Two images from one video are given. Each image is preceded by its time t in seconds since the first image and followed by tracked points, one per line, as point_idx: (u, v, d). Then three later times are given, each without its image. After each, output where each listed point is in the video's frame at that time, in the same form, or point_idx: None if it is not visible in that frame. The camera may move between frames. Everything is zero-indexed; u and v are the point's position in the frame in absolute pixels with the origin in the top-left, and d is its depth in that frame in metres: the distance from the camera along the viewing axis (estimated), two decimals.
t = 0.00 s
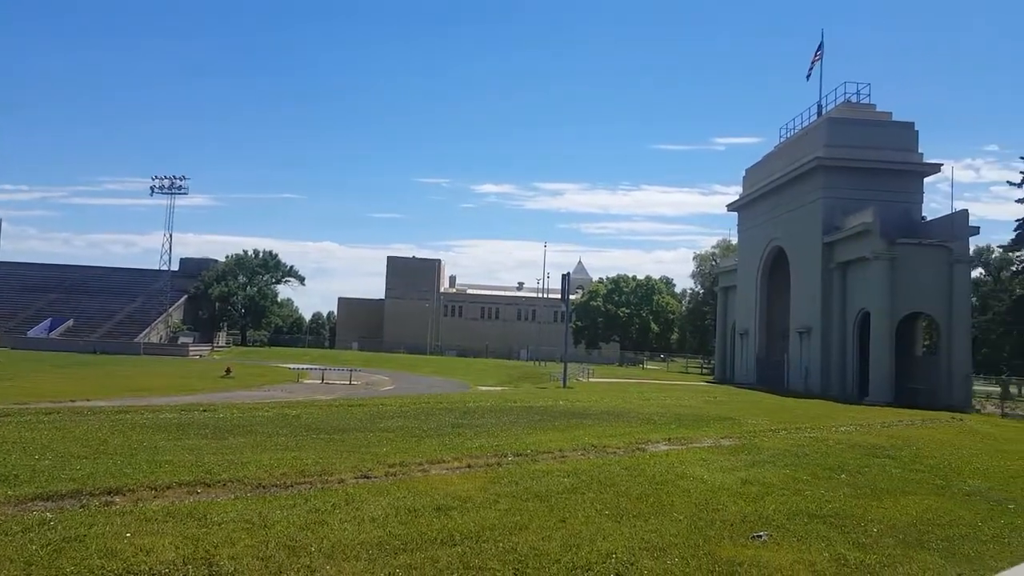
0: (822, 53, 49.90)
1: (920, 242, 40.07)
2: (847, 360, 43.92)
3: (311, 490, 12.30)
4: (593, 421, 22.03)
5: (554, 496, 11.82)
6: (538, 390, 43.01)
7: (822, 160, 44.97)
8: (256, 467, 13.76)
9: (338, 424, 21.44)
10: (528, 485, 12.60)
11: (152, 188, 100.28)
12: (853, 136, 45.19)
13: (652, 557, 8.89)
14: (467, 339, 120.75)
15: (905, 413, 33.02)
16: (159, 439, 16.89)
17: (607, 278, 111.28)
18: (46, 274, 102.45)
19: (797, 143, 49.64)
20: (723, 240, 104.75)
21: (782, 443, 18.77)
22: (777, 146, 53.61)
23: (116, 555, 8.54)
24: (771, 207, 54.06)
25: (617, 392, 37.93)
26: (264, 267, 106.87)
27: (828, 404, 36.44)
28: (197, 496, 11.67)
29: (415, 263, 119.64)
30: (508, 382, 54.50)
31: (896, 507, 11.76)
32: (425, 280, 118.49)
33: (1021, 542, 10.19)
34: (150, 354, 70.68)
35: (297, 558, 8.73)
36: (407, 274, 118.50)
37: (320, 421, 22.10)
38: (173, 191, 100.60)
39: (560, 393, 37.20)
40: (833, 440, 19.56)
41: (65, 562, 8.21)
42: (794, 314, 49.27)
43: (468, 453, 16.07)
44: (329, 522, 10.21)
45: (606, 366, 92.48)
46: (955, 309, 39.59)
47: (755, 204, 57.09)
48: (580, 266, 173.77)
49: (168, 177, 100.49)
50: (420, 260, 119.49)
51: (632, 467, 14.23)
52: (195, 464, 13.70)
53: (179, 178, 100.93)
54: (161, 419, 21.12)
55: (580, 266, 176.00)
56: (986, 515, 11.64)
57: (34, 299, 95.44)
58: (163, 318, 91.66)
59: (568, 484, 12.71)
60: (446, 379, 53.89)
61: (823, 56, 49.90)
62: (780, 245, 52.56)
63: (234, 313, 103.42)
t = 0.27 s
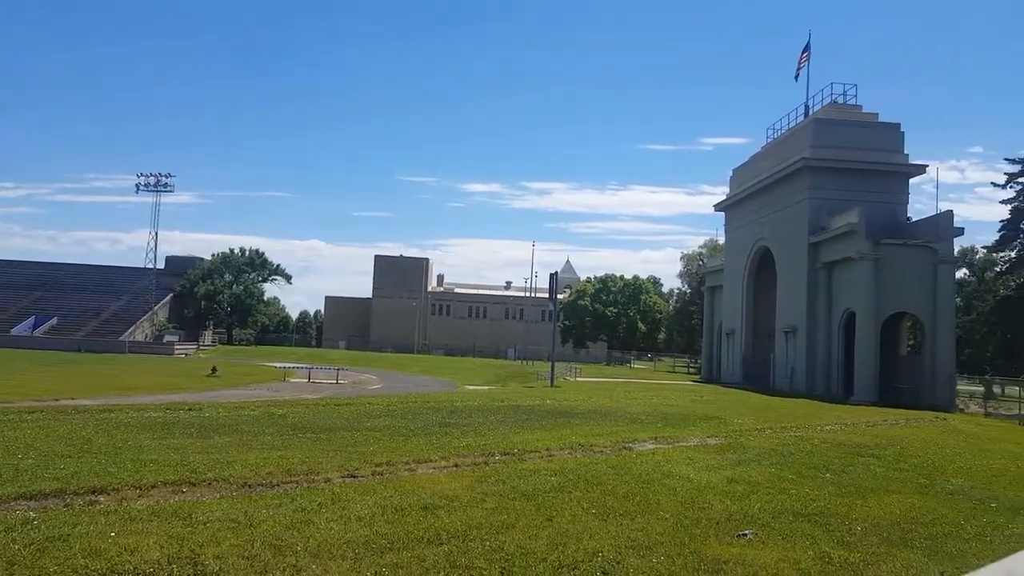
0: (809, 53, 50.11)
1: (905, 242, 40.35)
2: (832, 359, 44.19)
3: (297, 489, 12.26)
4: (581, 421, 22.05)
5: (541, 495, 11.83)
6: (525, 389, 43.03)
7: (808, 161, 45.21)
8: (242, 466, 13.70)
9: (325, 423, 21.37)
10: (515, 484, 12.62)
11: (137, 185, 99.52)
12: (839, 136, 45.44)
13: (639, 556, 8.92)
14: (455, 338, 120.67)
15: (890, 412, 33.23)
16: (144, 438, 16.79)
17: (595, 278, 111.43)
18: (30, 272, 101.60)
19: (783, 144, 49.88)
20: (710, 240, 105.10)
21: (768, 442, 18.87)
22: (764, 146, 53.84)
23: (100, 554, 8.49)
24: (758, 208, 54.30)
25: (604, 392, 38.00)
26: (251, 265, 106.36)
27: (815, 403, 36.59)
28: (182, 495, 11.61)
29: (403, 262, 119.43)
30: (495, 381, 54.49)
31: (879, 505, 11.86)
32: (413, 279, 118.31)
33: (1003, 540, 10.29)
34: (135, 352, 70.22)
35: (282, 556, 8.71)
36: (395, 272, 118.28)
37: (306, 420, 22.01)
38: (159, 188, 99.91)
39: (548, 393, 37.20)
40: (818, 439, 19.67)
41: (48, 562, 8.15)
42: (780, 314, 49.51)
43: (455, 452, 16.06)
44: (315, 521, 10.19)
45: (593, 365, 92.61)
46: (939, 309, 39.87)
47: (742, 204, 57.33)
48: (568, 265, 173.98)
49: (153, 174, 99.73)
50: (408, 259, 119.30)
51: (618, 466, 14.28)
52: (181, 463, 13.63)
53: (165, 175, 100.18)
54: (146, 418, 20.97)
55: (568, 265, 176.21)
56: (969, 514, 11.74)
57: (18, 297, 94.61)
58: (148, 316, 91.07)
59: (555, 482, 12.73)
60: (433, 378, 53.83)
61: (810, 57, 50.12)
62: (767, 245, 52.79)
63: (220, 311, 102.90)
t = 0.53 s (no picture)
0: (797, 53, 50.30)
1: (891, 242, 40.60)
2: (819, 358, 44.43)
3: (285, 489, 12.22)
4: (569, 419, 22.09)
5: (530, 493, 11.84)
6: (514, 388, 43.06)
7: (796, 161, 45.40)
8: (230, 466, 13.64)
9: (314, 422, 21.33)
10: (504, 483, 12.62)
11: (123, 183, 98.98)
12: (827, 136, 45.65)
13: (626, 554, 8.94)
14: (444, 337, 120.58)
15: (876, 410, 33.43)
16: (131, 438, 16.70)
17: (584, 277, 111.56)
18: (15, 270, 100.86)
19: (771, 144, 50.07)
20: (699, 239, 105.39)
21: (755, 440, 18.95)
22: (752, 146, 54.00)
23: (86, 554, 8.44)
24: (746, 207, 54.49)
25: (593, 390, 38.07)
26: (238, 264, 105.92)
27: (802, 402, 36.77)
28: (168, 494, 11.56)
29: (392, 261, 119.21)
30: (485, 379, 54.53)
31: (866, 503, 11.93)
32: (401, 277, 118.14)
33: (987, 538, 10.38)
34: (122, 351, 69.81)
35: (270, 556, 8.69)
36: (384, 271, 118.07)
37: (295, 419, 21.96)
38: (145, 187, 99.31)
39: (536, 392, 37.26)
40: (804, 437, 19.79)
41: (33, 562, 8.10)
42: (768, 313, 49.73)
43: (444, 451, 16.05)
44: (303, 521, 10.17)
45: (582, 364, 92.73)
46: (925, 309, 40.15)
47: (730, 203, 57.51)
48: (558, 265, 174.08)
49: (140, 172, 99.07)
50: (397, 258, 119.11)
51: (606, 464, 14.31)
52: (167, 463, 13.57)
53: (151, 173, 99.55)
54: (132, 417, 20.86)
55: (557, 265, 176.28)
56: (954, 511, 11.84)
57: (3, 296, 93.91)
58: (135, 315, 90.58)
59: (543, 481, 12.75)
60: (422, 377, 53.80)
61: (797, 57, 50.32)
62: (755, 244, 53.00)
63: (207, 310, 102.45)
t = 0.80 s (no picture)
0: (784, 53, 50.53)
1: (877, 241, 40.83)
2: (806, 356, 44.66)
3: (272, 488, 12.16)
4: (557, 418, 22.09)
5: (519, 492, 11.85)
6: (502, 386, 43.07)
7: (783, 160, 45.59)
8: (216, 465, 13.57)
9: (301, 421, 21.24)
10: (492, 481, 12.62)
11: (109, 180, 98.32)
12: (814, 136, 45.85)
13: (615, 552, 8.95)
14: (433, 335, 120.42)
15: (862, 408, 33.61)
16: (117, 437, 16.58)
17: (572, 275, 111.66)
18: None
19: (758, 143, 50.25)
20: (687, 238, 105.67)
21: (742, 438, 19.03)
22: (740, 144, 54.16)
23: (71, 554, 8.38)
24: (733, 206, 54.67)
25: (581, 388, 38.09)
26: (225, 262, 105.40)
27: (788, 399, 36.99)
28: (155, 494, 11.49)
29: (380, 259, 118.94)
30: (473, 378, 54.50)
31: (852, 500, 12.01)
32: (390, 276, 117.90)
33: (970, 534, 10.47)
34: (107, 350, 69.28)
35: (257, 555, 8.65)
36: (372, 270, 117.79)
37: (282, 418, 21.86)
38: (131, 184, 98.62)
39: (524, 390, 37.23)
40: (790, 435, 19.88)
41: (17, 563, 8.03)
42: (755, 312, 49.93)
43: (432, 449, 16.02)
44: (291, 520, 10.13)
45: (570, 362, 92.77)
46: (910, 308, 40.42)
47: (718, 202, 57.68)
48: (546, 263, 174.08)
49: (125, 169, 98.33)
50: (385, 256, 118.85)
51: (594, 462, 14.32)
52: (154, 462, 13.48)
53: (137, 170, 98.78)
54: (118, 417, 20.69)
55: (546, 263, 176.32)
56: (939, 508, 11.92)
57: None
58: (121, 313, 89.98)
59: (532, 479, 12.75)
60: (411, 376, 53.71)
61: (785, 57, 50.59)
62: (742, 243, 53.19)
63: (193, 308, 101.90)
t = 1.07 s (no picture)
0: (769, 52, 50.74)
1: (861, 240, 41.04)
2: (791, 355, 44.85)
3: (256, 487, 12.04)
4: (544, 416, 22.01)
5: (506, 490, 11.78)
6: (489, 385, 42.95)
7: (769, 159, 45.76)
8: (201, 465, 13.41)
9: (286, 420, 21.06)
10: (479, 479, 12.54)
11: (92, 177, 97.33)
12: (799, 135, 46.04)
13: (602, 549, 8.90)
14: (419, 334, 120.10)
15: (847, 405, 33.75)
16: (100, 437, 16.38)
17: (560, 274, 111.68)
18: None
19: (744, 142, 50.41)
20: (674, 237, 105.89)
21: (728, 435, 19.05)
22: (726, 143, 54.29)
23: (51, 556, 8.23)
24: (720, 205, 54.79)
25: (568, 387, 38.03)
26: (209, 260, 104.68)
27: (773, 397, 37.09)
28: (138, 494, 11.34)
29: (367, 258, 118.48)
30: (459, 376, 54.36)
31: (838, 497, 12.01)
32: (376, 275, 117.48)
33: (955, 529, 10.50)
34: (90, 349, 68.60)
35: (241, 556, 8.54)
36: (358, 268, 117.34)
37: (268, 418, 21.66)
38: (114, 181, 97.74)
39: (511, 389, 37.12)
40: (776, 432, 19.90)
41: None
42: (741, 310, 50.09)
43: (419, 448, 15.92)
44: (276, 520, 10.01)
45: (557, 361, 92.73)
46: (894, 306, 40.65)
47: (705, 201, 57.81)
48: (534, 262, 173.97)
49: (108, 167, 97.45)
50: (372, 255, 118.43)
51: (582, 460, 14.27)
52: (137, 462, 13.31)
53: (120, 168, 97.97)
54: (100, 417, 20.40)
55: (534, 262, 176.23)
56: (924, 504, 11.95)
57: None
58: (103, 312, 89.21)
59: (519, 477, 12.68)
60: (397, 375, 53.48)
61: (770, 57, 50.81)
62: (728, 242, 53.35)
63: (177, 307, 101.15)
